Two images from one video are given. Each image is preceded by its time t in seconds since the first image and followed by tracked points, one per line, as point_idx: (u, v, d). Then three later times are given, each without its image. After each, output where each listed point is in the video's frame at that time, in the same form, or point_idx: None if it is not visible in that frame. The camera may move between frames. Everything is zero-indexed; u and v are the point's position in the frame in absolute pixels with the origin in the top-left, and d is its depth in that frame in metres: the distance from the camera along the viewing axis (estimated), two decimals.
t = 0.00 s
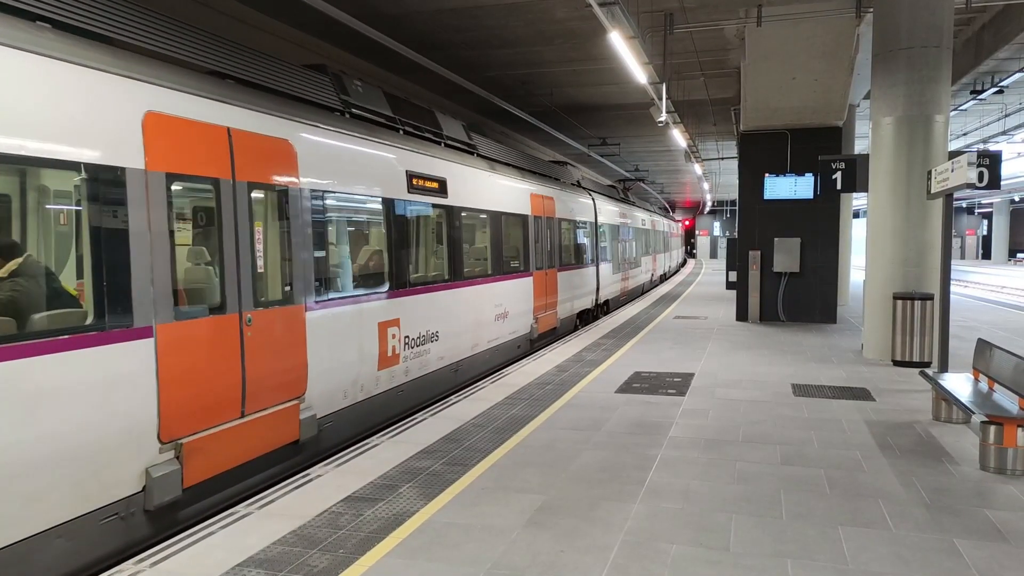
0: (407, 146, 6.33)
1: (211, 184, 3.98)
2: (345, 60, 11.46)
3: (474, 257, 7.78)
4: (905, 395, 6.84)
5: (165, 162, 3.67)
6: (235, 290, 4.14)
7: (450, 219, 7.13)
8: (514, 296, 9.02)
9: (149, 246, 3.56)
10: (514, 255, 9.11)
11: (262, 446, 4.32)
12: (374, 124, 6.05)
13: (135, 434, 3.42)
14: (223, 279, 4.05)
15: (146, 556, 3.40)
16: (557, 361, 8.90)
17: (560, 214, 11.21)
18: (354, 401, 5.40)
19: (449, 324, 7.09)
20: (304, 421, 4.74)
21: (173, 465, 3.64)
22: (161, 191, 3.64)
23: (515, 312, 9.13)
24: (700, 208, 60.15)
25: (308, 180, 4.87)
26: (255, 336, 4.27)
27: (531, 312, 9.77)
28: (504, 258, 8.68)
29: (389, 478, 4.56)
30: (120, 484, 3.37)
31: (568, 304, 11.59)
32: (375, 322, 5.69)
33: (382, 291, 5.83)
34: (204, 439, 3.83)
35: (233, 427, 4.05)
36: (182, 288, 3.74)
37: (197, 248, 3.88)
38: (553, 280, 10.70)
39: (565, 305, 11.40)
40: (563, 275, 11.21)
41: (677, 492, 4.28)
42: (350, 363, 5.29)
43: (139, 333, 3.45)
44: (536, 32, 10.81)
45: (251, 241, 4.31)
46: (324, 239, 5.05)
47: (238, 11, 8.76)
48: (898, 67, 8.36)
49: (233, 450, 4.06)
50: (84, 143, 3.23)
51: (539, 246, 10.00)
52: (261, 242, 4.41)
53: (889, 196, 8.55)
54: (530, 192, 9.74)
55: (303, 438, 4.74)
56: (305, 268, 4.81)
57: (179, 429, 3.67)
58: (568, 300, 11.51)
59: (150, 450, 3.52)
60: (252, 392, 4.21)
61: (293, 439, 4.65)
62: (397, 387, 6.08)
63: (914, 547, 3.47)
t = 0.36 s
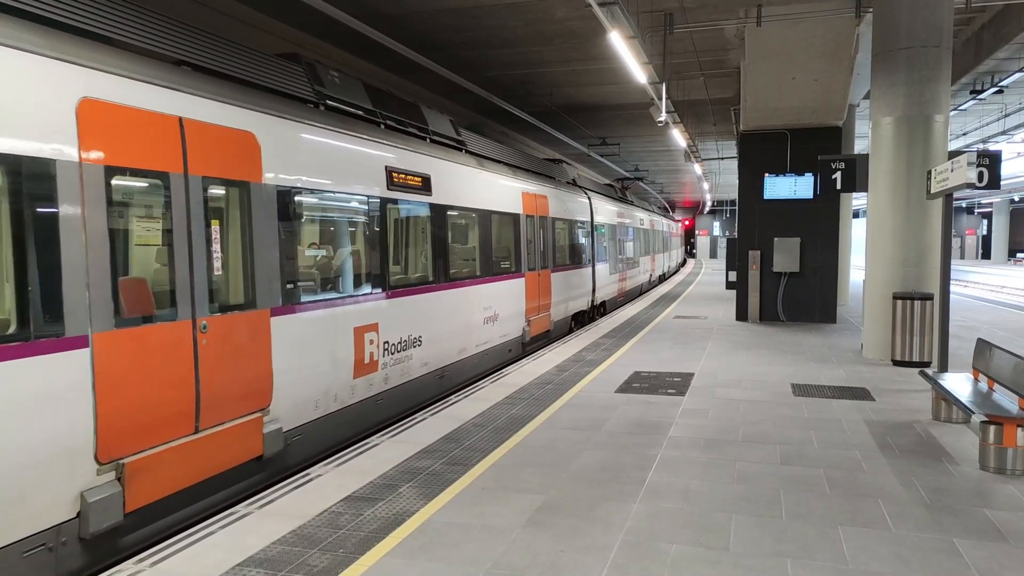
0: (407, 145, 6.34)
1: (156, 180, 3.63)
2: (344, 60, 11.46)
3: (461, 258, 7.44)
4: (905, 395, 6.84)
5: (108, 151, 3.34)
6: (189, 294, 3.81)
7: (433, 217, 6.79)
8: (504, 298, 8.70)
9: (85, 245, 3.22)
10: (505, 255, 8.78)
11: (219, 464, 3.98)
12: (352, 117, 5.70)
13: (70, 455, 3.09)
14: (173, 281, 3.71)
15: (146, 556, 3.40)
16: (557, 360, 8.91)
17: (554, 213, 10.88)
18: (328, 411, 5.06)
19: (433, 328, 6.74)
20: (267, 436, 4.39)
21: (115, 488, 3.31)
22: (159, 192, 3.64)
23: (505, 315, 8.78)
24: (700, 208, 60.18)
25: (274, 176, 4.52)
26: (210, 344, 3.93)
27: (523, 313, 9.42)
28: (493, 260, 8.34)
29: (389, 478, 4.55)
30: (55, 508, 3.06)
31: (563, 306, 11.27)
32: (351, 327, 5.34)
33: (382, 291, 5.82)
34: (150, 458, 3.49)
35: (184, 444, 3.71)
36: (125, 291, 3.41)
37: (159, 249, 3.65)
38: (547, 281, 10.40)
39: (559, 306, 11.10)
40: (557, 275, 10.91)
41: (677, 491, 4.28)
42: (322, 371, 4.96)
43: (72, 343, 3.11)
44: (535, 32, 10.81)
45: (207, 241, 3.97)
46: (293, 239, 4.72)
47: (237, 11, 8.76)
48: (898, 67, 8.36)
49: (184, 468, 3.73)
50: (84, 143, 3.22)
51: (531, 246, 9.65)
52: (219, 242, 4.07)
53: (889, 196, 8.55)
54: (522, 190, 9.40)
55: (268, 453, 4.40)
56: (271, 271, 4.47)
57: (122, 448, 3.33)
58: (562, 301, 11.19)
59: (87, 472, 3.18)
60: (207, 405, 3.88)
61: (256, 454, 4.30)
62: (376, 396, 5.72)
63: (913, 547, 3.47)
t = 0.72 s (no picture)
0: (408, 145, 6.35)
1: (101, 174, 3.32)
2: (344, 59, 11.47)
3: (447, 257, 7.10)
4: (904, 394, 6.84)
5: (43, 132, 3.01)
6: (136, 298, 3.46)
7: (417, 214, 6.45)
8: (495, 300, 8.37)
9: (20, 240, 2.91)
10: (495, 256, 8.46)
11: (169, 484, 3.63)
12: (345, 114, 5.57)
13: None
14: (115, 284, 3.36)
15: (146, 555, 3.40)
16: (557, 360, 8.92)
17: (547, 213, 10.57)
18: (299, 423, 4.72)
19: (417, 332, 6.39)
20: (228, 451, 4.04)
21: (46, 514, 2.97)
22: (163, 191, 3.67)
23: (495, 317, 8.43)
24: (700, 207, 60.23)
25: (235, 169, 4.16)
26: (162, 354, 3.58)
27: (514, 316, 9.09)
28: (482, 260, 7.99)
29: (389, 478, 4.55)
30: None
31: (557, 307, 10.97)
32: (325, 332, 4.99)
33: (383, 291, 5.82)
34: (87, 480, 3.16)
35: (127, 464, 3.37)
36: (88, 294, 3.21)
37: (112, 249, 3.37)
38: (540, 282, 10.12)
39: (554, 307, 10.86)
40: (551, 276, 10.63)
41: (677, 491, 4.28)
42: (294, 379, 4.64)
43: None
44: (535, 32, 10.82)
45: (157, 240, 3.61)
46: (260, 237, 4.38)
47: (237, 11, 8.78)
48: (898, 67, 8.36)
49: (129, 490, 3.39)
50: (85, 144, 3.22)
51: (523, 247, 9.35)
52: (172, 241, 3.72)
53: (889, 196, 8.54)
54: (513, 188, 9.09)
55: (229, 471, 4.05)
56: (232, 273, 4.13)
57: (54, 470, 3.01)
58: (557, 302, 10.88)
59: (13, 498, 2.86)
60: (157, 421, 3.53)
61: (216, 471, 3.96)
62: (353, 405, 5.37)
63: (912, 547, 3.47)
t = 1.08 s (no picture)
0: (408, 145, 6.37)
1: (31, 167, 3.00)
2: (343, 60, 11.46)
3: (432, 257, 6.79)
4: (904, 394, 6.85)
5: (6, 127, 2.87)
6: (75, 304, 3.16)
7: (399, 212, 6.14)
8: (484, 302, 8.05)
9: None
10: (485, 257, 8.18)
11: (114, 508, 3.30)
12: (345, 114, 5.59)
13: None
14: (49, 289, 3.07)
15: (146, 555, 3.39)
16: (556, 360, 8.92)
17: (541, 212, 10.26)
18: (265, 436, 4.43)
19: (400, 336, 6.09)
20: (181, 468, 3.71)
21: None
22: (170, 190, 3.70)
23: (485, 320, 8.12)
24: (700, 207, 60.28)
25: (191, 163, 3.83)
26: (103, 365, 3.27)
27: (505, 318, 8.80)
28: (471, 261, 7.70)
29: (389, 478, 4.55)
30: None
31: (552, 309, 10.65)
32: (294, 338, 4.66)
33: (384, 291, 5.87)
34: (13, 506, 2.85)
35: (62, 487, 3.06)
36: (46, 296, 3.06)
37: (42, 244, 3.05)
38: (533, 283, 9.82)
39: (548, 309, 10.55)
40: (546, 277, 10.33)
41: (677, 491, 4.28)
42: (259, 390, 4.33)
43: None
44: (535, 32, 10.82)
45: (99, 240, 3.29)
46: (220, 236, 4.07)
47: (237, 11, 8.77)
48: (898, 66, 8.35)
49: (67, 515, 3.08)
50: (90, 144, 3.25)
51: (514, 247, 9.02)
52: (116, 241, 3.38)
53: (888, 196, 8.54)
54: (506, 186, 8.80)
55: (184, 491, 3.72)
56: (189, 276, 3.82)
57: None
58: (551, 304, 10.57)
59: None
60: (97, 438, 3.22)
61: (168, 492, 3.64)
62: (328, 415, 5.06)
63: (912, 546, 3.48)
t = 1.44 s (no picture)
0: (408, 145, 6.38)
1: None
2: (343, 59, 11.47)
3: (416, 257, 6.47)
4: (904, 394, 6.85)
5: None
6: (5, 309, 2.86)
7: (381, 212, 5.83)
8: (473, 304, 7.75)
9: None
10: (475, 257, 7.89)
11: (52, 532, 3.04)
12: (346, 115, 5.62)
13: None
14: None
15: (146, 555, 3.39)
16: (556, 360, 8.93)
17: (534, 211, 9.95)
18: (229, 450, 4.13)
19: (381, 341, 5.77)
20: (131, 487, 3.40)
21: None
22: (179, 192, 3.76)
23: (474, 323, 7.81)
24: (699, 207, 60.30)
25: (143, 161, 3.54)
26: (39, 377, 2.97)
27: (496, 321, 8.48)
28: (459, 261, 7.43)
29: (389, 478, 4.55)
30: None
31: (546, 311, 10.31)
32: (263, 345, 4.35)
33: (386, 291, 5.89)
34: None
35: None
36: None
37: None
38: (526, 284, 9.51)
39: (542, 310, 10.19)
40: (539, 278, 10.01)
41: (676, 491, 4.28)
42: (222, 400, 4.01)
43: None
44: (535, 32, 10.83)
45: (35, 241, 3.00)
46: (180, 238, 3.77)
47: (236, 10, 8.78)
48: (897, 66, 8.36)
49: None
50: (93, 143, 3.26)
51: (505, 248, 8.74)
52: (54, 242, 3.10)
53: (888, 196, 8.55)
54: (496, 184, 8.50)
55: (133, 513, 3.41)
56: (142, 280, 3.51)
57: None
58: (544, 305, 10.25)
59: None
60: (31, 456, 2.92)
61: (118, 513, 3.34)
62: (301, 426, 4.75)
63: (911, 546, 3.48)
